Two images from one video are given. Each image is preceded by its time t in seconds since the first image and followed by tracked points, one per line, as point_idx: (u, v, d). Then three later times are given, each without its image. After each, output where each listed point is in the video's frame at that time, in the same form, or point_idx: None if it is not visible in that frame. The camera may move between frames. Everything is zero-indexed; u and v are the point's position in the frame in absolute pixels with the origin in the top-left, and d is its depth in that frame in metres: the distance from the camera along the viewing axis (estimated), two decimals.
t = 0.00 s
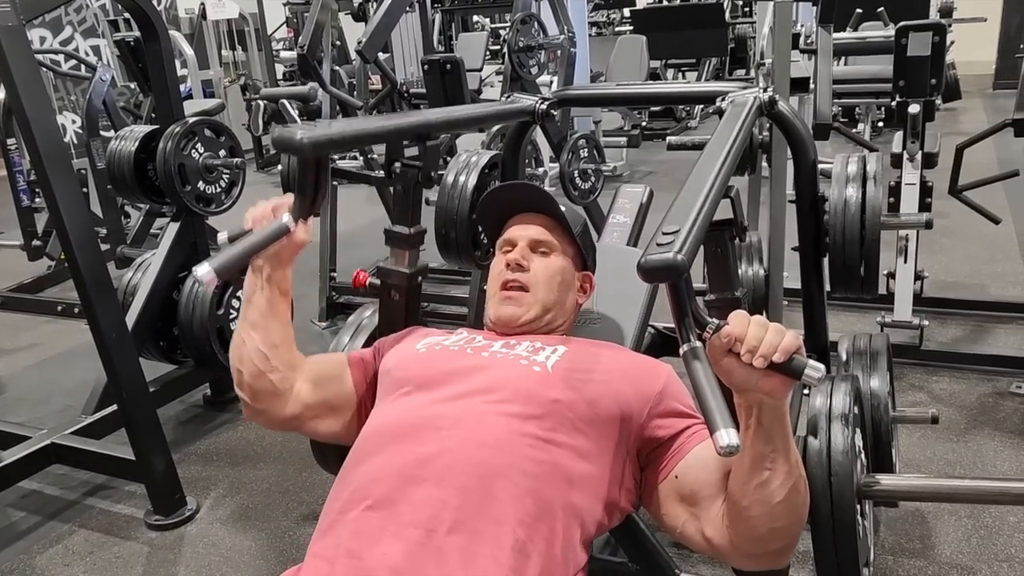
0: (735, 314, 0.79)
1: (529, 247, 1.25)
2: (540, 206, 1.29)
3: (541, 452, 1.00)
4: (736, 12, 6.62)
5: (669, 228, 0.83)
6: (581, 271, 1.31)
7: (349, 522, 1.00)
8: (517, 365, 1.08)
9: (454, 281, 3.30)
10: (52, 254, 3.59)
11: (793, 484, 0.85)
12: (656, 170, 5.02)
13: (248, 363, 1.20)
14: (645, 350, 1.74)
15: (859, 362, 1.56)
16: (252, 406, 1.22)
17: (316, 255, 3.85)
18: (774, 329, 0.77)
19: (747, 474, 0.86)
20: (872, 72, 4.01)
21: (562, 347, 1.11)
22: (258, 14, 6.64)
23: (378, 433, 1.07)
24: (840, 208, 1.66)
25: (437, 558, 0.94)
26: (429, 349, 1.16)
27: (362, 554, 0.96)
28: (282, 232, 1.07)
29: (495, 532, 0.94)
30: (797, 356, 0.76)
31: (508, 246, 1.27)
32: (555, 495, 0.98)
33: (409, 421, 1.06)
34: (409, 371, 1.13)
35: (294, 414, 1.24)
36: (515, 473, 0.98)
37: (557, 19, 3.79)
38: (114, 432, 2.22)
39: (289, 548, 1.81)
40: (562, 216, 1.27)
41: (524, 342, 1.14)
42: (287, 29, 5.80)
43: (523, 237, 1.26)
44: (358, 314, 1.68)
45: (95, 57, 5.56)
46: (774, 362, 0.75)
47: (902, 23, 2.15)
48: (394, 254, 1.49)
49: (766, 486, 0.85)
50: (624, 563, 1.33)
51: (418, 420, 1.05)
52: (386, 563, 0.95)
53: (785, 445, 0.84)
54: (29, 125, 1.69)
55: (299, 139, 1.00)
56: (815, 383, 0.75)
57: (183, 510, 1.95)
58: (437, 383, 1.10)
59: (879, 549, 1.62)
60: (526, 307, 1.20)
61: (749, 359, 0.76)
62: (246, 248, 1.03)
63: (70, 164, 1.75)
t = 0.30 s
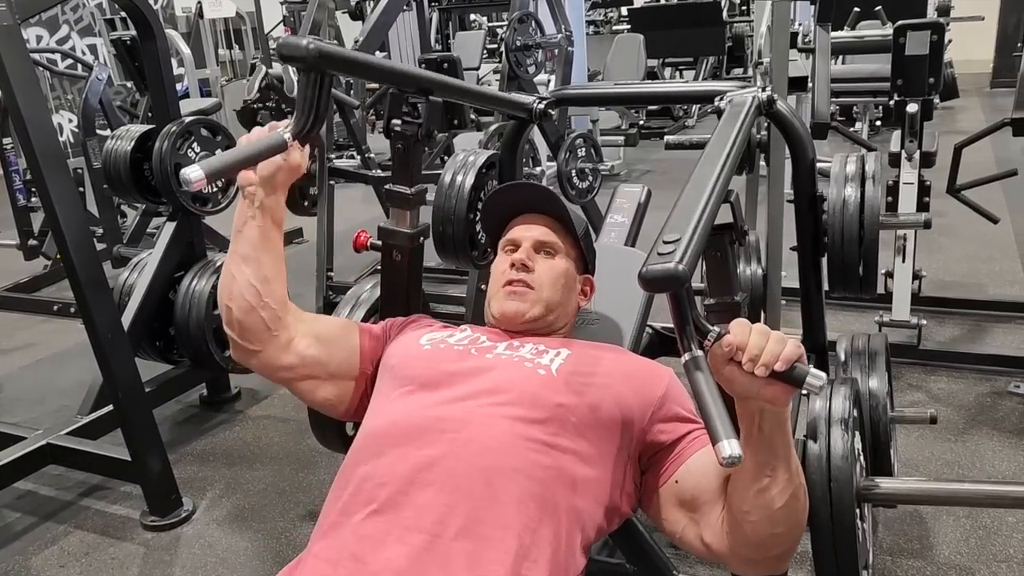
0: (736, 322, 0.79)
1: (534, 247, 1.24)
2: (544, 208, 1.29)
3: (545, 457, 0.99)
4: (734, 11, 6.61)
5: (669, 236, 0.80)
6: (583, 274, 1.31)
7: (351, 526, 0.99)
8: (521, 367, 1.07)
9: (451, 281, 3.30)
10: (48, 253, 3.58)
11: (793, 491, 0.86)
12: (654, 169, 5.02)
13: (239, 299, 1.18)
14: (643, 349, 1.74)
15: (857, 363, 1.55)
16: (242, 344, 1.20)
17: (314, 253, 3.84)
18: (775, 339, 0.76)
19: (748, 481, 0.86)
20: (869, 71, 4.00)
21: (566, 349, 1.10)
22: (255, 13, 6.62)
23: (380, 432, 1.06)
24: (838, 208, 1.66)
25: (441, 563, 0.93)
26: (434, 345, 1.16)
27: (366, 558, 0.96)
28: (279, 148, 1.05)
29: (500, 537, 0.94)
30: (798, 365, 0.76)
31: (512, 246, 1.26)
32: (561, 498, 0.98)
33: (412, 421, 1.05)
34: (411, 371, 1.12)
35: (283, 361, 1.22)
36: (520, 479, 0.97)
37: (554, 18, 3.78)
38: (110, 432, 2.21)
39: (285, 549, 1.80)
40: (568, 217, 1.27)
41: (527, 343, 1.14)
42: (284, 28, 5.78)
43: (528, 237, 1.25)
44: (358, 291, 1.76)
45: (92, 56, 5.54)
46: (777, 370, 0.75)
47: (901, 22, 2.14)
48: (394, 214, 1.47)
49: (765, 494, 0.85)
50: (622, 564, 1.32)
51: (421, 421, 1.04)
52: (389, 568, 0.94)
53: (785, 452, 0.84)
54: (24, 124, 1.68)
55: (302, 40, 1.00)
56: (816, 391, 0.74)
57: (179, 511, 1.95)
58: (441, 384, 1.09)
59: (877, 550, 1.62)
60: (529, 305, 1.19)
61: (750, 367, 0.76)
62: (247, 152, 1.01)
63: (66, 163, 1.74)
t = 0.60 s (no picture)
0: (733, 315, 0.79)
1: (529, 248, 1.24)
2: (541, 207, 1.28)
3: (539, 458, 0.98)
4: (732, 11, 6.60)
5: (667, 227, 0.82)
6: (579, 275, 1.30)
7: (347, 533, 1.00)
8: (514, 368, 1.07)
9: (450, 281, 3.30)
10: (45, 253, 3.58)
11: (792, 487, 0.85)
12: (653, 169, 5.01)
13: (242, 374, 1.19)
14: (641, 350, 1.74)
15: (856, 363, 1.55)
16: (249, 418, 1.21)
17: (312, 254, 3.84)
18: (772, 332, 0.76)
19: (746, 478, 0.85)
20: (868, 71, 4.00)
21: (558, 350, 1.10)
22: (253, 12, 6.61)
23: (374, 436, 1.06)
24: (837, 208, 1.65)
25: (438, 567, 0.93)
26: (425, 354, 1.15)
27: (363, 565, 0.96)
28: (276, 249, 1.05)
29: (494, 539, 0.94)
30: (795, 358, 0.75)
31: (507, 247, 1.25)
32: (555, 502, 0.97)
33: (405, 424, 1.04)
34: (405, 374, 1.12)
35: (290, 424, 1.23)
36: (514, 480, 0.97)
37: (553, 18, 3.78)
38: (107, 432, 2.20)
39: (283, 549, 1.80)
40: (564, 218, 1.27)
41: (519, 345, 1.13)
42: (282, 27, 5.77)
43: (524, 237, 1.25)
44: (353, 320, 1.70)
45: (90, 55, 5.54)
46: (774, 364, 0.75)
47: (899, 22, 2.14)
48: (388, 260, 1.54)
49: (764, 490, 0.84)
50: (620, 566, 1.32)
51: (413, 426, 1.03)
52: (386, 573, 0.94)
53: (783, 448, 0.83)
54: (20, 124, 1.67)
55: (291, 151, 0.99)
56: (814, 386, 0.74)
57: (177, 511, 1.94)
58: (433, 386, 1.08)
59: (876, 550, 1.62)
60: (524, 305, 1.19)
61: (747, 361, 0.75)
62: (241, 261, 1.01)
63: (62, 164, 1.73)
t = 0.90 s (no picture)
0: (723, 272, 0.79)
1: (525, 249, 1.24)
2: (538, 210, 1.28)
3: (529, 458, 0.98)
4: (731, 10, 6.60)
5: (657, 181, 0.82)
6: (575, 279, 1.30)
7: (343, 540, 1.00)
8: (501, 368, 1.06)
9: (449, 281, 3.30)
10: (44, 252, 3.57)
11: (791, 451, 0.83)
12: (651, 169, 5.01)
13: (254, 414, 1.17)
14: (640, 351, 1.74)
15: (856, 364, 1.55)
16: (264, 456, 1.20)
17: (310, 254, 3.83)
18: (761, 288, 0.76)
19: (741, 448, 0.84)
20: (868, 71, 3.99)
21: (547, 349, 1.10)
22: (252, 11, 6.61)
23: (364, 439, 1.06)
24: (837, 208, 1.65)
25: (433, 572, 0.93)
26: (414, 357, 1.14)
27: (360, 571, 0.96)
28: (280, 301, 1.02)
29: (486, 541, 0.93)
30: (785, 316, 0.75)
31: (504, 248, 1.25)
32: (549, 504, 0.97)
33: (395, 428, 1.04)
34: (395, 378, 1.11)
35: (305, 456, 1.22)
36: (505, 482, 0.96)
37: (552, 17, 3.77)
38: (105, 432, 2.20)
39: (281, 550, 1.79)
40: (561, 221, 1.26)
41: (508, 345, 1.13)
42: (281, 26, 5.77)
43: (520, 239, 1.25)
44: (349, 337, 1.65)
45: (88, 54, 5.53)
46: (765, 323, 0.75)
47: (899, 22, 2.14)
48: (387, 286, 1.56)
49: (762, 455, 0.83)
50: (619, 567, 1.32)
51: (404, 430, 1.03)
52: None
53: (779, 412, 0.82)
54: (18, 124, 1.67)
55: (291, 211, 0.98)
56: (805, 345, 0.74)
57: (174, 511, 1.94)
58: (423, 388, 1.08)
59: (875, 551, 1.62)
60: (519, 306, 1.19)
61: (736, 317, 0.76)
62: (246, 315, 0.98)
63: (60, 164, 1.73)
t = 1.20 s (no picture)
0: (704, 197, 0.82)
1: (515, 246, 1.24)
2: (527, 207, 1.28)
3: (517, 451, 0.98)
4: (732, 9, 6.60)
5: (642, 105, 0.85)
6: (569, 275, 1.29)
7: (336, 541, 1.00)
8: (487, 363, 1.06)
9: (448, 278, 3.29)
10: (42, 250, 3.56)
11: (779, 382, 0.83)
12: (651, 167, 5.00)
13: (261, 427, 1.18)
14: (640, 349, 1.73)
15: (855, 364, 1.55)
16: (273, 467, 1.21)
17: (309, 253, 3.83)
18: (741, 209, 0.79)
19: (727, 385, 0.85)
20: (868, 69, 3.96)
21: (532, 342, 1.10)
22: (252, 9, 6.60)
23: (353, 436, 1.06)
24: (836, 207, 1.65)
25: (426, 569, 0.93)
26: (401, 357, 1.14)
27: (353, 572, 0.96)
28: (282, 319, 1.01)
29: (478, 536, 0.94)
30: (765, 239, 0.78)
31: (494, 245, 1.25)
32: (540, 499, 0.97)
33: (383, 425, 1.04)
34: (383, 379, 1.10)
35: (312, 466, 1.23)
36: (495, 477, 0.96)
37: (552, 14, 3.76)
38: (103, 431, 2.19)
39: (279, 549, 1.79)
40: (552, 218, 1.26)
41: (493, 338, 1.14)
42: (280, 23, 5.75)
43: (510, 235, 1.25)
44: (349, 342, 1.65)
45: (87, 51, 5.52)
46: (746, 242, 0.78)
47: (898, 21, 2.13)
48: (386, 295, 1.56)
49: (749, 388, 0.83)
50: (618, 566, 1.32)
51: (391, 429, 1.03)
52: None
53: (762, 343, 0.83)
54: (16, 123, 1.67)
55: (290, 234, 0.97)
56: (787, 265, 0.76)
57: (173, 510, 1.93)
58: (409, 387, 1.07)
59: (873, 550, 1.62)
60: (507, 304, 1.19)
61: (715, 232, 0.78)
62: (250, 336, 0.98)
63: (58, 162, 1.72)
